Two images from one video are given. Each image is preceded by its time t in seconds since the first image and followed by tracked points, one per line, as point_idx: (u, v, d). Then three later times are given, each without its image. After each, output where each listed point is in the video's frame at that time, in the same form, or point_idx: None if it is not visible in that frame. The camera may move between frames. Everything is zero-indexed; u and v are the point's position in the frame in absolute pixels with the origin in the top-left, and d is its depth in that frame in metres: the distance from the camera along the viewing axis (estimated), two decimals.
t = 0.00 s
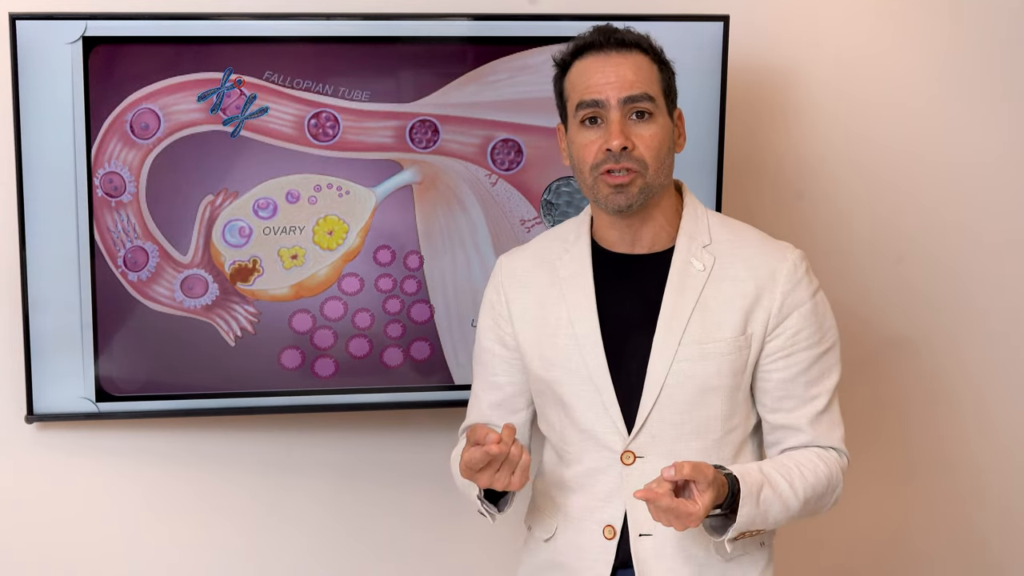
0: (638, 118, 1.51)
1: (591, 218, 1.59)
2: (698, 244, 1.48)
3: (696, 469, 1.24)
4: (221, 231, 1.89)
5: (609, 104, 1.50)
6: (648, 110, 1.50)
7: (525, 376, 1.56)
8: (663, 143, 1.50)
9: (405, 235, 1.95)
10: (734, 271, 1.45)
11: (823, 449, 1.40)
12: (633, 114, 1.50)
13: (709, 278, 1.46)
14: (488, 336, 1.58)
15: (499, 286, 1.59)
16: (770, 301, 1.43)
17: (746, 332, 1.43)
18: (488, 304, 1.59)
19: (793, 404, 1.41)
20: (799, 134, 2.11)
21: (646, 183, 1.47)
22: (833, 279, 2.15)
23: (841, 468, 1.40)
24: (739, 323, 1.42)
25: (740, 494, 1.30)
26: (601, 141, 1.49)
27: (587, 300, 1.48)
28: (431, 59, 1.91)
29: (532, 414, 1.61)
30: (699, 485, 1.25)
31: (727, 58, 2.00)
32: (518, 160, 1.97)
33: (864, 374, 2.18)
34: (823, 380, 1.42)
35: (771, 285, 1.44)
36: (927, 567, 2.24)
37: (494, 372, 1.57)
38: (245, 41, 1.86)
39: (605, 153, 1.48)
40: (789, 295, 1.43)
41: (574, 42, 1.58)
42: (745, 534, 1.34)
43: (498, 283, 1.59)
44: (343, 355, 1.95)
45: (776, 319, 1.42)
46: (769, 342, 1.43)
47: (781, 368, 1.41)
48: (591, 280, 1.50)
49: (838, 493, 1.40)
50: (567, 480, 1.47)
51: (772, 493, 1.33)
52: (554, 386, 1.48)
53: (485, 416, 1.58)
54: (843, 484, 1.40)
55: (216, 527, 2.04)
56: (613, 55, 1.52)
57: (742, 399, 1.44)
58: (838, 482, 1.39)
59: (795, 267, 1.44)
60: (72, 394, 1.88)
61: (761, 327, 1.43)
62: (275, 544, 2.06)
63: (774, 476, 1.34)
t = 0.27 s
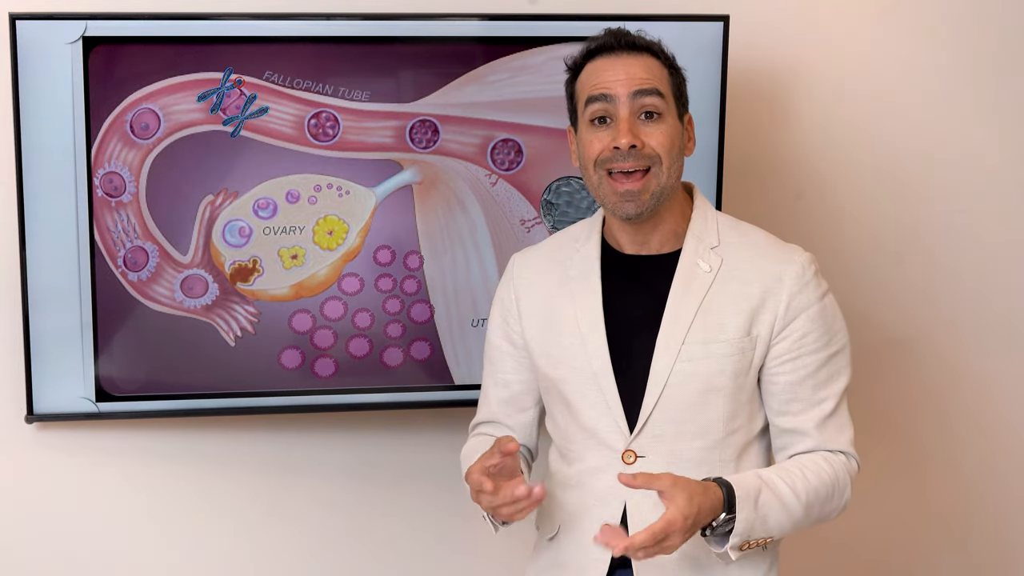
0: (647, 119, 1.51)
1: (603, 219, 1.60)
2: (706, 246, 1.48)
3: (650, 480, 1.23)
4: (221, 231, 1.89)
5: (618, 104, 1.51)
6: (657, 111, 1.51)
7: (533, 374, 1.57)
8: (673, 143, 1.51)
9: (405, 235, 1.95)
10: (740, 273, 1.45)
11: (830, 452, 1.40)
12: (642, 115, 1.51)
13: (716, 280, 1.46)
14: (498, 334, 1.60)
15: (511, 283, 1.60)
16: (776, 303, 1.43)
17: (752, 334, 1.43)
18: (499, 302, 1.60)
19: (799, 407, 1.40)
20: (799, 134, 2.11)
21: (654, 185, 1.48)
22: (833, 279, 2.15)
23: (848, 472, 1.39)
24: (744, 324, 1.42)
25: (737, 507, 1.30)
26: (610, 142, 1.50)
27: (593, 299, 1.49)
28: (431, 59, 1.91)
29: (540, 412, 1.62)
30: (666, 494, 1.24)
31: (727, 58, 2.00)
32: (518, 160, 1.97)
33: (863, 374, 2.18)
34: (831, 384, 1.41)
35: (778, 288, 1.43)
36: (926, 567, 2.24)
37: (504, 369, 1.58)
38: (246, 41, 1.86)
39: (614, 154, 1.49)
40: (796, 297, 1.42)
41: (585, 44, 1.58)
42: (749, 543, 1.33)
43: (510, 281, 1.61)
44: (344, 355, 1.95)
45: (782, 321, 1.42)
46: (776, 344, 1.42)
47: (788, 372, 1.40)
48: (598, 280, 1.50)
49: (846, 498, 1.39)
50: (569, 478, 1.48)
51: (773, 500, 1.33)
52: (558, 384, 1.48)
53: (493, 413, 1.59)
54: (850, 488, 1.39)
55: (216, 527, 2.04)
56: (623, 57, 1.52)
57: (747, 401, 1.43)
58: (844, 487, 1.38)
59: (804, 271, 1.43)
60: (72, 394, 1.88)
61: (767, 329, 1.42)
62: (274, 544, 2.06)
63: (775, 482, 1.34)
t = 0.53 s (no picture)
0: (662, 125, 1.51)
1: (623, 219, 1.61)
2: (720, 245, 1.48)
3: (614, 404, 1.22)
4: (221, 231, 1.89)
5: (632, 111, 1.50)
6: (671, 116, 1.50)
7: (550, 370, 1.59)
8: (687, 151, 1.50)
9: (405, 235, 1.95)
10: (749, 272, 1.45)
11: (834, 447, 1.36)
12: (656, 122, 1.50)
13: (727, 279, 1.46)
14: (519, 330, 1.62)
15: (533, 281, 1.63)
16: (784, 301, 1.42)
17: (759, 331, 1.42)
18: (522, 299, 1.63)
19: (804, 404, 1.38)
20: (800, 133, 2.12)
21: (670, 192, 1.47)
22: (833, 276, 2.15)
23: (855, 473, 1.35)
24: (751, 322, 1.42)
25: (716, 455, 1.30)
26: (625, 149, 1.50)
27: (606, 297, 1.50)
28: (431, 59, 1.91)
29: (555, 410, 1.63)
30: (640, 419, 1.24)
31: (727, 58, 2.00)
32: (518, 160, 1.97)
33: (864, 373, 2.18)
34: (835, 381, 1.38)
35: (787, 286, 1.43)
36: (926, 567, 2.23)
37: (523, 363, 1.60)
38: (245, 41, 1.86)
39: (629, 162, 1.48)
40: (808, 296, 1.41)
41: (597, 50, 1.58)
42: (729, 502, 1.31)
43: (532, 279, 1.63)
44: (344, 355, 1.95)
45: (790, 320, 1.41)
46: (784, 341, 1.41)
47: (792, 367, 1.39)
48: (613, 280, 1.52)
49: (847, 495, 1.35)
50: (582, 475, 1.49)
51: (760, 465, 1.31)
52: (570, 380, 1.50)
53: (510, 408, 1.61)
54: (851, 484, 1.34)
55: (216, 527, 2.04)
56: (636, 64, 1.52)
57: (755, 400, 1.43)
58: (845, 481, 1.34)
59: (816, 270, 1.42)
60: (71, 394, 1.88)
61: (774, 326, 1.42)
62: (274, 543, 2.06)
63: (764, 445, 1.34)
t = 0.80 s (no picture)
0: (677, 120, 1.50)
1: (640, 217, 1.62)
2: (730, 241, 1.47)
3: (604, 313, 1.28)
4: (221, 231, 1.89)
5: (647, 105, 1.50)
6: (687, 112, 1.50)
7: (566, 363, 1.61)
8: (702, 147, 1.49)
9: (405, 235, 1.95)
10: (757, 267, 1.45)
11: (825, 434, 1.36)
12: (671, 117, 1.50)
13: (734, 274, 1.45)
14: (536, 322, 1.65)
15: (552, 275, 1.67)
16: (786, 295, 1.41)
17: (762, 324, 1.42)
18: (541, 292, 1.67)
19: (794, 393, 1.39)
20: (800, 133, 2.12)
21: (682, 187, 1.47)
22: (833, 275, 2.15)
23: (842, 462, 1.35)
24: (754, 315, 1.42)
25: (705, 387, 1.31)
26: (639, 144, 1.49)
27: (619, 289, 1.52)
28: (430, 59, 1.91)
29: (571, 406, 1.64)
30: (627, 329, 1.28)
31: (727, 58, 2.01)
32: (518, 159, 1.97)
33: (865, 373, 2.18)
34: (835, 373, 1.38)
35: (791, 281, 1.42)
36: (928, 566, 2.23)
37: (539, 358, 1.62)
38: (245, 41, 1.86)
39: (642, 156, 1.48)
40: (814, 290, 1.40)
41: (615, 45, 1.57)
42: (711, 449, 1.31)
43: (551, 273, 1.67)
44: (343, 355, 1.95)
45: (792, 312, 1.40)
46: (786, 332, 1.41)
47: (790, 355, 1.39)
48: (626, 273, 1.53)
49: (833, 482, 1.35)
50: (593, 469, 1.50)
51: (751, 429, 1.31)
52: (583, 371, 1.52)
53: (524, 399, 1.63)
54: (837, 470, 1.34)
55: (216, 527, 2.03)
56: (654, 58, 1.51)
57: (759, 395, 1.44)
58: (831, 467, 1.34)
59: (823, 265, 1.42)
60: (71, 394, 1.88)
61: (777, 318, 1.41)
62: (275, 543, 2.06)
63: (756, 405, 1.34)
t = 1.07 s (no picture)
0: (682, 122, 1.50)
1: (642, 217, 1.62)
2: (734, 245, 1.47)
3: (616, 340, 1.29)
4: (221, 231, 1.89)
5: (652, 107, 1.50)
6: (692, 115, 1.50)
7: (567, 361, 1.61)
8: (706, 149, 1.50)
9: (405, 235, 1.95)
10: (760, 271, 1.44)
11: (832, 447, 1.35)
12: (676, 119, 1.50)
13: (738, 277, 1.45)
14: (536, 321, 1.65)
15: (552, 274, 1.67)
16: (792, 302, 1.41)
17: (766, 331, 1.42)
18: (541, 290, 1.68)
19: (802, 404, 1.38)
20: (800, 133, 2.12)
21: (687, 190, 1.47)
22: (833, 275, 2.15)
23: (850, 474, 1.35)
24: (760, 320, 1.42)
25: (715, 411, 1.31)
26: (643, 145, 1.49)
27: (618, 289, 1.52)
28: (431, 59, 1.91)
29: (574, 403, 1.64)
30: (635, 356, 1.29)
31: (727, 58, 2.01)
32: (518, 159, 1.97)
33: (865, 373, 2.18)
34: (841, 386, 1.38)
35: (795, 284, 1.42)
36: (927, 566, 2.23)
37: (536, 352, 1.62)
38: (245, 41, 1.86)
39: (646, 158, 1.48)
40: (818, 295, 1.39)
41: (623, 46, 1.57)
42: (720, 469, 1.32)
43: (552, 271, 1.68)
44: (343, 355, 1.95)
45: (797, 321, 1.40)
46: (790, 341, 1.40)
47: (797, 366, 1.38)
48: (627, 273, 1.53)
49: (843, 494, 1.35)
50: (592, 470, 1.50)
51: (759, 448, 1.31)
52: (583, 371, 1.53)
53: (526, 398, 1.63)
54: (846, 483, 1.34)
55: (215, 527, 2.04)
56: (659, 60, 1.51)
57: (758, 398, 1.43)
58: (841, 480, 1.34)
59: (827, 272, 1.41)
60: (71, 394, 1.88)
61: (782, 326, 1.41)
62: (275, 543, 2.06)
63: (763, 421, 1.34)
